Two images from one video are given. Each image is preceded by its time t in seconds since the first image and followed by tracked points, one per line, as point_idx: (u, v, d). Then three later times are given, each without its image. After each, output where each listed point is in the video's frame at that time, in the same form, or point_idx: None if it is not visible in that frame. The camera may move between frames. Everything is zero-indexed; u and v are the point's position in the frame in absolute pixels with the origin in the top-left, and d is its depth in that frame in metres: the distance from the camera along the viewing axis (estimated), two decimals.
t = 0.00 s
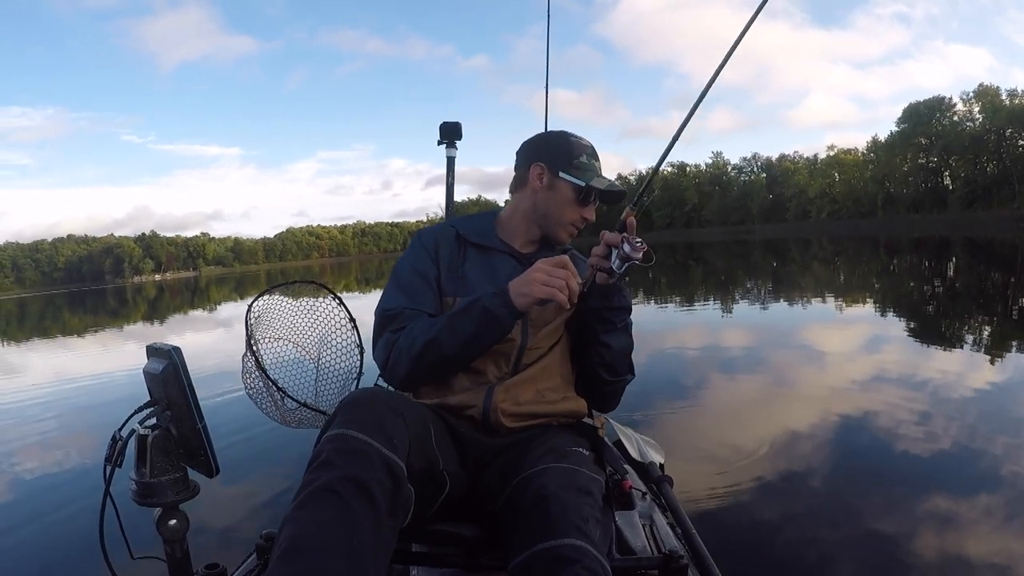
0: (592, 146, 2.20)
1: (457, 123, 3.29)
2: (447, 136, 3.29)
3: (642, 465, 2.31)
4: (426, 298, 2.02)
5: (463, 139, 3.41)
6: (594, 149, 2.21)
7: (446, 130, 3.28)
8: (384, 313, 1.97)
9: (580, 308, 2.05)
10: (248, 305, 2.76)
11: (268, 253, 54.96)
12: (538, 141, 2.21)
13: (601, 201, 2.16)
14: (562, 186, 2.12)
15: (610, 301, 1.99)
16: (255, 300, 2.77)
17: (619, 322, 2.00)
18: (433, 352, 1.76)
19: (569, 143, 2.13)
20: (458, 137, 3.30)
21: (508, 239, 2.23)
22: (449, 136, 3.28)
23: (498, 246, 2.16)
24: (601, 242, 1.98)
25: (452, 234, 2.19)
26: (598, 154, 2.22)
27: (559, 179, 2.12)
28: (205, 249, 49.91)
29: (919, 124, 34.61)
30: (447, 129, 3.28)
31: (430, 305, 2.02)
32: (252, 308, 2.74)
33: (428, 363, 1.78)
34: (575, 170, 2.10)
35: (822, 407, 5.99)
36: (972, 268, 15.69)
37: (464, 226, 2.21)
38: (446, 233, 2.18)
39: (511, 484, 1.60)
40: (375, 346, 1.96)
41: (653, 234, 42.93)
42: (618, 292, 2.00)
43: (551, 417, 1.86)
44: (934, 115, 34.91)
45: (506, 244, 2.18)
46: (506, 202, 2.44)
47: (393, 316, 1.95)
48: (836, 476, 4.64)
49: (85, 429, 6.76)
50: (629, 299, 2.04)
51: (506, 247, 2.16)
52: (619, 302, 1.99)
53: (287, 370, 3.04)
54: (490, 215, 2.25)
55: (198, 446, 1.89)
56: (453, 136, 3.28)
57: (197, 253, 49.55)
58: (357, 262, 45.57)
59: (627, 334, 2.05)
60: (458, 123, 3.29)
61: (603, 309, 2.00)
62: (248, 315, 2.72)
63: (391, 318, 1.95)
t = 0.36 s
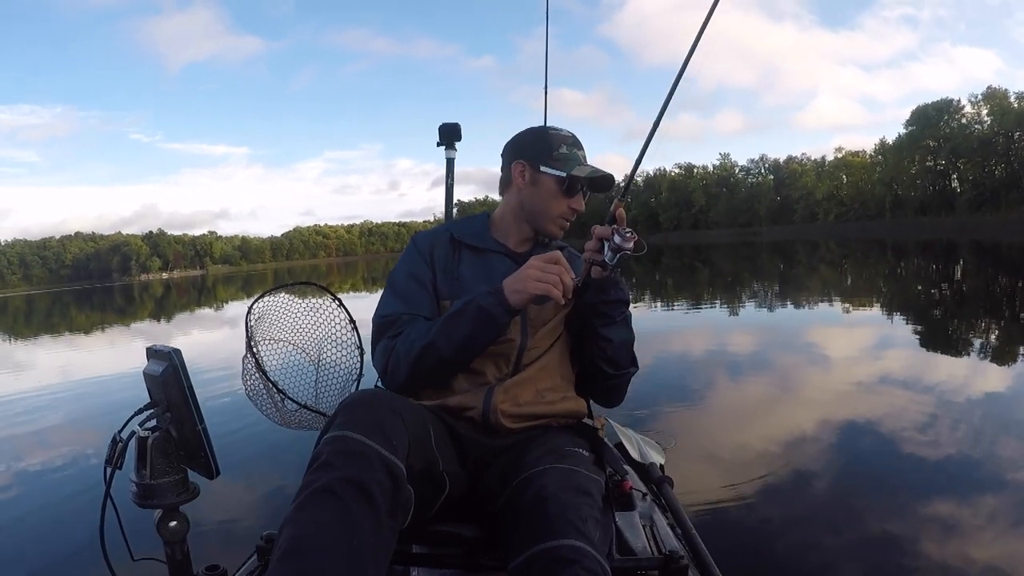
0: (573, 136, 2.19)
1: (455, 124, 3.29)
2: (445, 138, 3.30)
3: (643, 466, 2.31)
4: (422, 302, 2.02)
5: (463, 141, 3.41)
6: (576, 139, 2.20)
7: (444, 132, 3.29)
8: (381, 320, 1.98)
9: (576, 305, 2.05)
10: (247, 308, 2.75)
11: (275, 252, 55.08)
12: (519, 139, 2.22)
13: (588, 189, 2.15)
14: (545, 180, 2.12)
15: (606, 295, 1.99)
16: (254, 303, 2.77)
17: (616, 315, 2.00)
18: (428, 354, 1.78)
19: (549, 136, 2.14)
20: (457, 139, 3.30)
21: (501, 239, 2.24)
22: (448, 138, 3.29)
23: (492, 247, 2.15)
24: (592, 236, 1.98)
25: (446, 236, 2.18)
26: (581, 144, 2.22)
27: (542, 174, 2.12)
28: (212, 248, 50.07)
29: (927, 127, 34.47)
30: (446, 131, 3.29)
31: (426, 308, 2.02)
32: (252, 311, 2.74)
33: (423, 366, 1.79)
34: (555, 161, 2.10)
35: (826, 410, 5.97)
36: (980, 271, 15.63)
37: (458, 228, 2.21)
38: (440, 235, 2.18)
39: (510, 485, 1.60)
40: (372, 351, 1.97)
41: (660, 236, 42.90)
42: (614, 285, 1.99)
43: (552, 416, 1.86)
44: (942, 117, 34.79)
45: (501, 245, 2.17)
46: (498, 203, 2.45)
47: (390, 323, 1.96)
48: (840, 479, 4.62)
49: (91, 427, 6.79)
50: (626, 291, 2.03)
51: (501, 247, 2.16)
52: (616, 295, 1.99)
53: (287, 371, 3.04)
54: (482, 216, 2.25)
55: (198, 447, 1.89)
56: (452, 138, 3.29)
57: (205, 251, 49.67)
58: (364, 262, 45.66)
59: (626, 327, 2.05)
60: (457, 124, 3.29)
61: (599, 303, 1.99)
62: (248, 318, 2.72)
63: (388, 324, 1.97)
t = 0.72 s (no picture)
0: (576, 134, 2.19)
1: (458, 122, 3.29)
2: (448, 135, 3.30)
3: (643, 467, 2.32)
4: (419, 301, 2.02)
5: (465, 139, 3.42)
6: (578, 139, 2.20)
7: (447, 130, 3.29)
8: (377, 317, 1.99)
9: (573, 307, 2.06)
10: (248, 305, 2.75)
11: (282, 243, 55.16)
12: (521, 138, 2.22)
13: (589, 188, 2.14)
14: (547, 179, 2.12)
15: (600, 294, 1.99)
16: (255, 300, 2.77)
17: (611, 315, 2.00)
18: (424, 354, 1.79)
19: (551, 136, 2.14)
20: (459, 137, 3.30)
21: (502, 238, 2.24)
22: (450, 136, 3.29)
23: (492, 246, 2.15)
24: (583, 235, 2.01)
25: (445, 234, 2.18)
26: (583, 143, 2.22)
27: (543, 173, 2.12)
28: (219, 237, 50.18)
29: (939, 139, 34.30)
30: (448, 129, 3.29)
31: (423, 307, 2.02)
32: (253, 308, 2.73)
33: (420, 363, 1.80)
34: (557, 160, 2.10)
35: (827, 419, 5.96)
36: (987, 285, 15.56)
37: (458, 226, 2.20)
38: (439, 234, 2.17)
39: (510, 484, 1.60)
40: (368, 349, 1.98)
41: (668, 239, 42.83)
42: (607, 284, 2.00)
43: (549, 416, 1.86)
44: (954, 129, 34.65)
45: (501, 244, 2.17)
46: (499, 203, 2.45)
47: (385, 322, 1.97)
48: (838, 490, 4.61)
49: (92, 411, 6.81)
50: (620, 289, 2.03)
51: (501, 246, 2.16)
52: (610, 294, 1.99)
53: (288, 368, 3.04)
54: (484, 215, 2.25)
55: (199, 444, 1.88)
56: (454, 136, 3.29)
57: (212, 240, 49.77)
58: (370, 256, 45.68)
59: (622, 325, 2.04)
60: (459, 122, 3.29)
61: (593, 303, 2.00)
62: (249, 315, 2.71)
63: (383, 322, 1.97)
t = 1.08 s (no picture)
0: (576, 136, 2.20)
1: (457, 122, 3.29)
2: (446, 136, 3.30)
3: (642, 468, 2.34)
4: (411, 301, 2.04)
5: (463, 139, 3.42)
6: (578, 141, 2.21)
7: (445, 130, 3.29)
8: (369, 318, 2.00)
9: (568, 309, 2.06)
10: (247, 305, 2.75)
11: (288, 242, 55.28)
12: (519, 139, 2.22)
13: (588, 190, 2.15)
14: (546, 181, 2.12)
15: (592, 291, 2.01)
16: (254, 300, 2.77)
17: (604, 312, 2.01)
18: (416, 353, 1.79)
19: (550, 137, 2.14)
20: (457, 137, 3.30)
21: (499, 239, 2.23)
22: (449, 136, 3.29)
23: (488, 247, 2.15)
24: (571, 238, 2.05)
25: (442, 235, 2.19)
26: (583, 145, 2.22)
27: (542, 174, 2.12)
28: (225, 235, 50.32)
29: (947, 139, 34.15)
30: (447, 129, 3.29)
31: (415, 308, 2.03)
32: (251, 308, 2.73)
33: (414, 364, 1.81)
34: (556, 162, 2.10)
35: (832, 421, 5.95)
36: (996, 286, 15.48)
37: (454, 228, 2.21)
38: (435, 235, 2.18)
39: (508, 484, 1.60)
40: (361, 349, 1.98)
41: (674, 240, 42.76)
42: (598, 280, 2.02)
43: (545, 416, 1.86)
44: (962, 130, 34.51)
45: (496, 245, 2.17)
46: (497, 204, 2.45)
47: (377, 322, 1.98)
48: (842, 492, 4.60)
49: (97, 409, 6.84)
50: (612, 285, 2.05)
51: (497, 246, 2.16)
52: (601, 290, 2.01)
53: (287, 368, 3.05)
54: (481, 215, 2.25)
55: (198, 444, 1.88)
56: (452, 136, 3.29)
57: (219, 238, 49.89)
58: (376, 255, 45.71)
59: (616, 322, 2.05)
60: (458, 122, 3.29)
61: (586, 300, 2.01)
62: (248, 315, 2.72)
63: (375, 323, 1.99)
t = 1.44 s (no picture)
0: (576, 137, 2.19)
1: (455, 123, 3.29)
2: (444, 136, 3.30)
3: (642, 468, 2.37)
4: (416, 291, 2.03)
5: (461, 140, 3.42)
6: (579, 140, 2.20)
7: (443, 131, 3.30)
8: (375, 304, 1.99)
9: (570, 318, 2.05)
10: (245, 304, 2.76)
11: (295, 243, 55.42)
12: (519, 138, 2.22)
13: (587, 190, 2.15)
14: (545, 181, 2.13)
15: (599, 305, 2.00)
16: (251, 299, 2.78)
17: (608, 325, 2.00)
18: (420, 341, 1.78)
19: (549, 137, 2.14)
20: (456, 137, 3.31)
21: (498, 239, 2.24)
22: (446, 137, 3.30)
23: (490, 248, 2.15)
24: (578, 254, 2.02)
25: (445, 233, 2.19)
26: (584, 145, 2.21)
27: (542, 174, 2.12)
28: (233, 237, 50.54)
29: (954, 134, 34.01)
30: (444, 130, 3.29)
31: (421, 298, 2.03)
32: (249, 308, 2.74)
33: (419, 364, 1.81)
34: (555, 163, 2.11)
35: (839, 418, 5.92)
36: (1005, 282, 15.39)
37: (457, 225, 2.21)
38: (440, 231, 2.19)
39: (507, 484, 1.60)
40: (366, 333, 1.97)
41: (680, 238, 42.69)
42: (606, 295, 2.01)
43: (546, 417, 1.86)
44: (968, 125, 34.34)
45: (497, 245, 2.17)
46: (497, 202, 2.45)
47: (383, 308, 1.97)
48: (849, 490, 4.57)
49: (104, 412, 6.87)
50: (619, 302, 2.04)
51: (498, 247, 2.17)
52: (609, 306, 2.00)
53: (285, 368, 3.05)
54: (482, 215, 2.26)
55: (195, 445, 1.89)
56: (450, 137, 3.29)
57: (226, 241, 50.10)
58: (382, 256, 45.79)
59: (619, 337, 2.05)
60: (456, 123, 3.30)
61: (592, 313, 2.00)
62: (246, 315, 2.73)
63: (381, 309, 1.97)
